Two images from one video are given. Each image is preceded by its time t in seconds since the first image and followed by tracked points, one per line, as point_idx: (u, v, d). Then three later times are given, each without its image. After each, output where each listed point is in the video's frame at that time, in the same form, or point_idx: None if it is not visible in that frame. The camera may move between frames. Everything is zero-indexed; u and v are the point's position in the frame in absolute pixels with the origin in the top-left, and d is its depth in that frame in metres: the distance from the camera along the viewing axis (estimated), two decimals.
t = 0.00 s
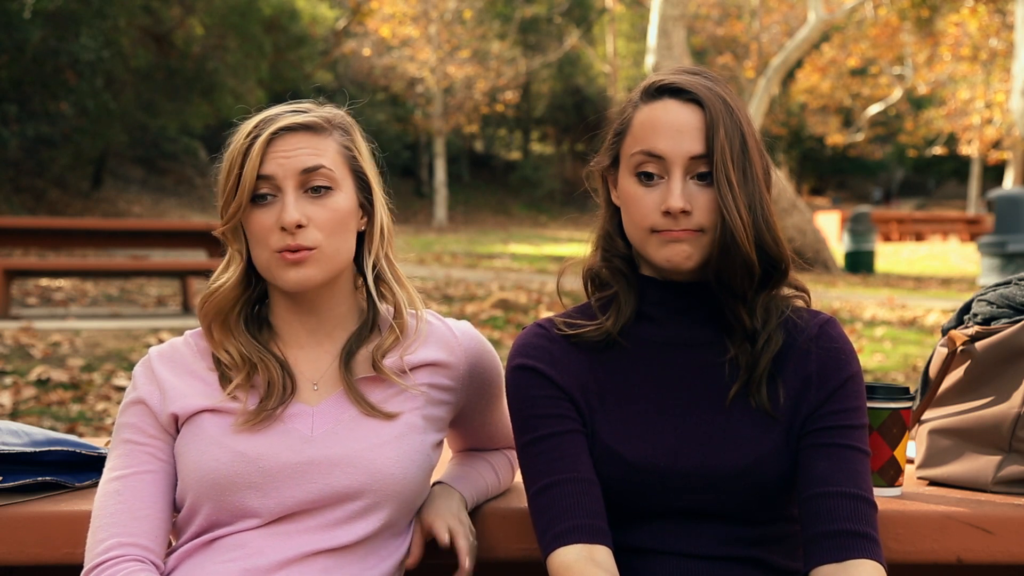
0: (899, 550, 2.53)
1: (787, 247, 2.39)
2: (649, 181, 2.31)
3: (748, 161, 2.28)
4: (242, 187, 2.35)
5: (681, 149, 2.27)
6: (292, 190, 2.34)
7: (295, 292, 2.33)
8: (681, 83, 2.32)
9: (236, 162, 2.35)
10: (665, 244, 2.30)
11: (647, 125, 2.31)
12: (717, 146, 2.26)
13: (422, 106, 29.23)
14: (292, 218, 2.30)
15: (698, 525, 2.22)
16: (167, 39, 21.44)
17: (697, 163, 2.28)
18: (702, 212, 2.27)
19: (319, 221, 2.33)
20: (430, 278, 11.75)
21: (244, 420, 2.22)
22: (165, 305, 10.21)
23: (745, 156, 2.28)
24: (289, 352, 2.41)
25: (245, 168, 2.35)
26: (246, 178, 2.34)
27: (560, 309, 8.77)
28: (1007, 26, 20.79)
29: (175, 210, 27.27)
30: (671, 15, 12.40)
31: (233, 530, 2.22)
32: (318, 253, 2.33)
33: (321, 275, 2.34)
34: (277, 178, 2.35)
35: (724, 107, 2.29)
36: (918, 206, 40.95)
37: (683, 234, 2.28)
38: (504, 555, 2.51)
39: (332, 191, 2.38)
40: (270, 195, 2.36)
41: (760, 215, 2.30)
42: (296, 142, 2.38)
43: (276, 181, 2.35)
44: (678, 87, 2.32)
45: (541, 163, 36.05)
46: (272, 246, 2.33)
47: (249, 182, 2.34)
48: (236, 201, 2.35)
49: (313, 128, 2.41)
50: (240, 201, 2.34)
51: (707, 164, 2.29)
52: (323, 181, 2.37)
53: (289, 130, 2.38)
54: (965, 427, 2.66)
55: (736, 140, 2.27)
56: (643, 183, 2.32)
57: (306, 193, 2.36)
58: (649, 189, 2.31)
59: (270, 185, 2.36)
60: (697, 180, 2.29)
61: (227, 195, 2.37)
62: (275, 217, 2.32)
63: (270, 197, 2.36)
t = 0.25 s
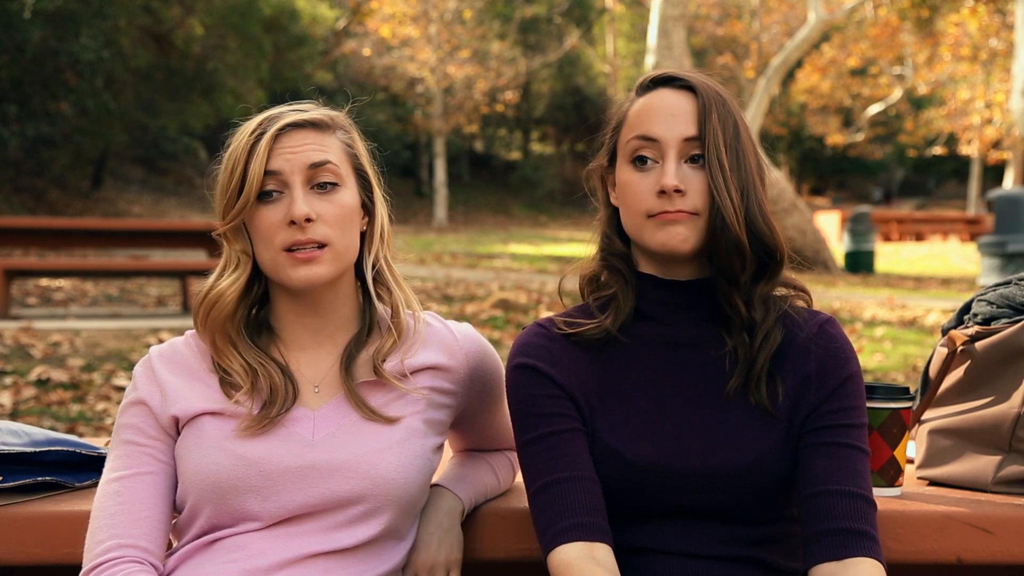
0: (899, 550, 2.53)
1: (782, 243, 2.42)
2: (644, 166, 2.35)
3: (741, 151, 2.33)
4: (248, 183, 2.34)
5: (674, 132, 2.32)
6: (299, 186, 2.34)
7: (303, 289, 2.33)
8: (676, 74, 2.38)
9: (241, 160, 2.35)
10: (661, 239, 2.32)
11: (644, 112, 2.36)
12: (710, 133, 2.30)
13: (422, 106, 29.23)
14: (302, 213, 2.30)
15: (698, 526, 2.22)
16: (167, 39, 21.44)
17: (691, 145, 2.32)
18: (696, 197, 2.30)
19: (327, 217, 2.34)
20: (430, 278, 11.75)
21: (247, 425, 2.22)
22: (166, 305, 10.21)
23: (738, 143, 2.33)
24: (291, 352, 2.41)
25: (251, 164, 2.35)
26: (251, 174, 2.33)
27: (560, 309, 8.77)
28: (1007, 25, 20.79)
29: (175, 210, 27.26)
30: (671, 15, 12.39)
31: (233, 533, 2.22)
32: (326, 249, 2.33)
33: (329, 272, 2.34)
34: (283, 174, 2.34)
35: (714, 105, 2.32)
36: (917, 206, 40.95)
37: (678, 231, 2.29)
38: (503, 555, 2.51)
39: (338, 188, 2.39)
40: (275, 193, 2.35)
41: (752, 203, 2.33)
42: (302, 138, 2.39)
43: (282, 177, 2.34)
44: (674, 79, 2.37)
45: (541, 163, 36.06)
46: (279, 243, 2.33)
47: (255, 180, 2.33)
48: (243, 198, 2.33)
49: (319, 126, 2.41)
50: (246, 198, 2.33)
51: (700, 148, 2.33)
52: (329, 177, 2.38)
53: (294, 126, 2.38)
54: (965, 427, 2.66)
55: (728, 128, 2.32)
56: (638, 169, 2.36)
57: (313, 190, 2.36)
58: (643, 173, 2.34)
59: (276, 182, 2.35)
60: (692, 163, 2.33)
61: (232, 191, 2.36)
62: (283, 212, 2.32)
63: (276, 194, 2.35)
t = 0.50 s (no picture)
0: (899, 550, 2.53)
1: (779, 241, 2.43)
2: (637, 163, 2.35)
3: (736, 146, 2.34)
4: (251, 181, 2.34)
5: (666, 126, 2.33)
6: (301, 184, 2.34)
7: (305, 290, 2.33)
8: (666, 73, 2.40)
9: (245, 158, 2.35)
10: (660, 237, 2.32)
11: (638, 110, 2.38)
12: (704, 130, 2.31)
13: (422, 106, 29.24)
14: (302, 211, 2.30)
15: (698, 526, 2.22)
16: (166, 39, 21.43)
17: (684, 139, 2.33)
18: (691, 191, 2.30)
19: (328, 217, 2.33)
20: (430, 278, 11.75)
21: (248, 423, 2.22)
22: (165, 305, 10.21)
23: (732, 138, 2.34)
24: (293, 350, 2.41)
25: (255, 162, 2.35)
26: (255, 172, 2.33)
27: (560, 308, 8.76)
28: (1007, 25, 20.80)
29: (175, 210, 27.25)
30: (671, 14, 12.39)
31: (234, 532, 2.22)
32: (327, 250, 2.33)
33: (330, 273, 2.33)
34: (287, 172, 2.34)
35: (709, 108, 2.34)
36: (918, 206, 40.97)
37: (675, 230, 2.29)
38: (503, 556, 2.50)
39: (340, 186, 2.38)
40: (279, 190, 2.35)
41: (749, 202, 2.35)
42: (306, 138, 2.39)
43: (286, 175, 2.34)
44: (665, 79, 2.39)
45: (541, 163, 36.06)
46: (282, 242, 2.33)
47: (258, 178, 2.33)
48: (246, 194, 2.34)
49: (323, 125, 2.41)
50: (249, 194, 2.33)
51: (692, 142, 2.33)
52: (332, 176, 2.37)
53: (299, 125, 2.39)
54: (966, 428, 2.66)
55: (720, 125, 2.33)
56: (631, 165, 2.36)
57: (315, 188, 2.36)
58: (636, 169, 2.34)
59: (279, 180, 2.35)
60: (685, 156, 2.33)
61: (236, 189, 2.36)
62: (285, 210, 2.32)
63: (279, 191, 2.35)
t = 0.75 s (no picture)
0: (898, 550, 2.53)
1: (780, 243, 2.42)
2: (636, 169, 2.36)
3: (736, 148, 2.33)
4: (256, 182, 2.34)
5: (666, 131, 2.32)
6: (305, 187, 2.34)
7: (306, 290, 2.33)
8: (665, 75, 2.38)
9: (250, 158, 2.35)
10: (657, 240, 2.32)
11: (636, 115, 2.37)
12: (702, 135, 2.30)
13: (422, 106, 29.24)
14: (306, 214, 2.30)
15: (696, 526, 2.22)
16: (166, 39, 21.44)
17: (682, 143, 2.33)
18: (687, 198, 2.30)
19: (332, 219, 2.33)
20: (430, 278, 11.75)
21: (248, 421, 2.22)
22: (165, 305, 10.21)
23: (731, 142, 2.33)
24: (293, 350, 2.41)
25: (261, 163, 2.34)
26: (260, 173, 2.33)
27: (560, 309, 8.76)
28: (1007, 25, 20.80)
29: (175, 210, 27.25)
30: (671, 14, 12.39)
31: (232, 530, 2.22)
32: (329, 251, 2.33)
33: (331, 273, 2.34)
34: (292, 174, 2.34)
35: (709, 113, 2.32)
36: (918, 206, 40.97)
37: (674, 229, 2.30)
38: (502, 555, 2.50)
39: (344, 189, 2.38)
40: (282, 192, 2.35)
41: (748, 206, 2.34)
42: (312, 140, 2.39)
43: (290, 177, 2.34)
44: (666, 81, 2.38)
45: (541, 163, 36.06)
46: (284, 243, 2.33)
47: (263, 179, 2.33)
48: (250, 196, 2.33)
49: (329, 127, 2.41)
50: (254, 195, 2.33)
51: (691, 147, 2.33)
52: (337, 178, 2.38)
53: (304, 127, 2.39)
54: (965, 428, 2.66)
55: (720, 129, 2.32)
56: (630, 172, 2.37)
57: (319, 191, 2.36)
58: (636, 176, 2.35)
59: (284, 182, 2.35)
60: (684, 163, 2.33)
61: (242, 190, 2.35)
62: (289, 212, 2.32)
63: (284, 192, 2.35)
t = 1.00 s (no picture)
0: (898, 550, 2.53)
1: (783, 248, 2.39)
2: (640, 182, 2.32)
3: (740, 159, 2.28)
4: (254, 185, 2.34)
5: (672, 150, 2.28)
6: (304, 189, 2.34)
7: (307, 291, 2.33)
8: (674, 86, 2.31)
9: (249, 160, 2.35)
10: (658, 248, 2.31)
11: (640, 126, 2.32)
12: (708, 149, 2.25)
13: (422, 106, 29.25)
14: (306, 216, 2.30)
15: (697, 527, 2.22)
16: (166, 39, 21.45)
17: (689, 161, 2.28)
18: (690, 214, 2.28)
19: (331, 221, 2.34)
20: (430, 278, 11.75)
21: (249, 423, 2.22)
22: (165, 305, 10.21)
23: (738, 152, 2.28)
24: (294, 351, 2.41)
25: (259, 166, 2.35)
26: (259, 175, 2.33)
27: (560, 309, 8.76)
28: (1007, 25, 20.80)
29: (175, 210, 27.25)
30: (671, 15, 12.39)
31: (234, 533, 2.22)
32: (329, 252, 2.33)
33: (332, 274, 2.34)
34: (291, 176, 2.34)
35: (715, 127, 2.27)
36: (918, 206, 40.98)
37: (673, 238, 2.29)
38: (503, 555, 2.51)
39: (343, 191, 2.38)
40: (282, 194, 2.35)
41: (753, 215, 2.30)
42: (310, 142, 2.38)
43: (289, 179, 2.34)
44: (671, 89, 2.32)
45: (541, 163, 36.06)
46: (284, 245, 2.33)
47: (262, 182, 2.33)
48: (249, 199, 2.33)
49: (327, 128, 2.41)
50: (254, 200, 2.33)
51: (697, 164, 2.29)
52: (336, 180, 2.38)
53: (302, 128, 2.38)
54: (965, 428, 2.67)
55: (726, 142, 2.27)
56: (634, 184, 2.33)
57: (318, 192, 2.36)
58: (640, 190, 2.32)
59: (283, 184, 2.35)
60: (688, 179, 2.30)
61: (239, 193, 2.36)
62: (288, 214, 2.32)
63: (282, 195, 2.35)
